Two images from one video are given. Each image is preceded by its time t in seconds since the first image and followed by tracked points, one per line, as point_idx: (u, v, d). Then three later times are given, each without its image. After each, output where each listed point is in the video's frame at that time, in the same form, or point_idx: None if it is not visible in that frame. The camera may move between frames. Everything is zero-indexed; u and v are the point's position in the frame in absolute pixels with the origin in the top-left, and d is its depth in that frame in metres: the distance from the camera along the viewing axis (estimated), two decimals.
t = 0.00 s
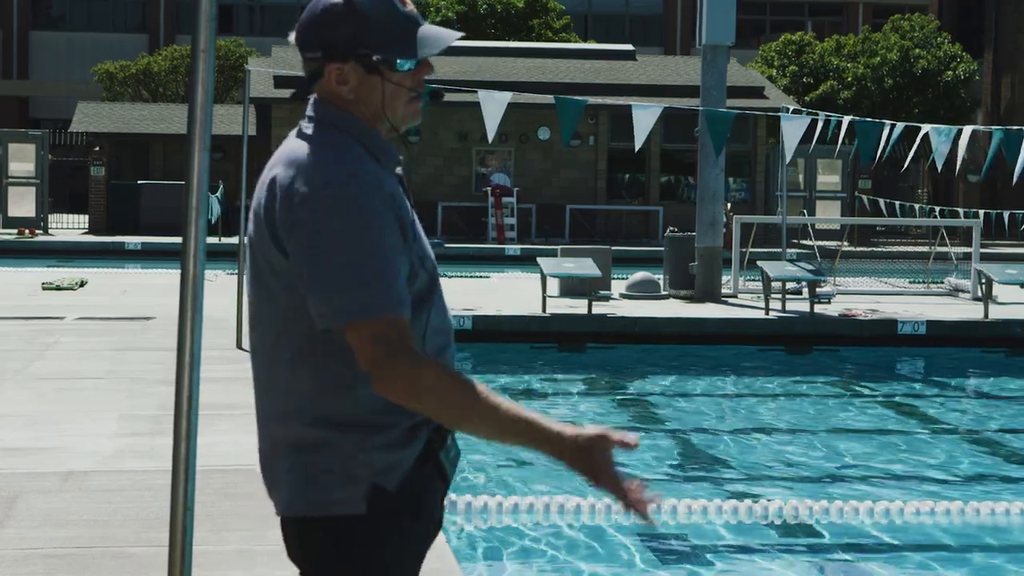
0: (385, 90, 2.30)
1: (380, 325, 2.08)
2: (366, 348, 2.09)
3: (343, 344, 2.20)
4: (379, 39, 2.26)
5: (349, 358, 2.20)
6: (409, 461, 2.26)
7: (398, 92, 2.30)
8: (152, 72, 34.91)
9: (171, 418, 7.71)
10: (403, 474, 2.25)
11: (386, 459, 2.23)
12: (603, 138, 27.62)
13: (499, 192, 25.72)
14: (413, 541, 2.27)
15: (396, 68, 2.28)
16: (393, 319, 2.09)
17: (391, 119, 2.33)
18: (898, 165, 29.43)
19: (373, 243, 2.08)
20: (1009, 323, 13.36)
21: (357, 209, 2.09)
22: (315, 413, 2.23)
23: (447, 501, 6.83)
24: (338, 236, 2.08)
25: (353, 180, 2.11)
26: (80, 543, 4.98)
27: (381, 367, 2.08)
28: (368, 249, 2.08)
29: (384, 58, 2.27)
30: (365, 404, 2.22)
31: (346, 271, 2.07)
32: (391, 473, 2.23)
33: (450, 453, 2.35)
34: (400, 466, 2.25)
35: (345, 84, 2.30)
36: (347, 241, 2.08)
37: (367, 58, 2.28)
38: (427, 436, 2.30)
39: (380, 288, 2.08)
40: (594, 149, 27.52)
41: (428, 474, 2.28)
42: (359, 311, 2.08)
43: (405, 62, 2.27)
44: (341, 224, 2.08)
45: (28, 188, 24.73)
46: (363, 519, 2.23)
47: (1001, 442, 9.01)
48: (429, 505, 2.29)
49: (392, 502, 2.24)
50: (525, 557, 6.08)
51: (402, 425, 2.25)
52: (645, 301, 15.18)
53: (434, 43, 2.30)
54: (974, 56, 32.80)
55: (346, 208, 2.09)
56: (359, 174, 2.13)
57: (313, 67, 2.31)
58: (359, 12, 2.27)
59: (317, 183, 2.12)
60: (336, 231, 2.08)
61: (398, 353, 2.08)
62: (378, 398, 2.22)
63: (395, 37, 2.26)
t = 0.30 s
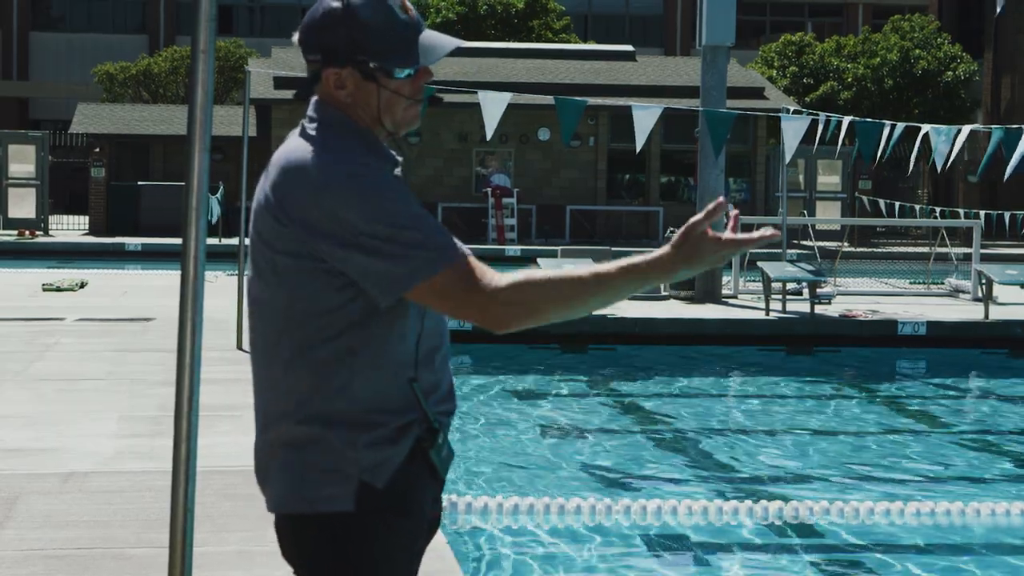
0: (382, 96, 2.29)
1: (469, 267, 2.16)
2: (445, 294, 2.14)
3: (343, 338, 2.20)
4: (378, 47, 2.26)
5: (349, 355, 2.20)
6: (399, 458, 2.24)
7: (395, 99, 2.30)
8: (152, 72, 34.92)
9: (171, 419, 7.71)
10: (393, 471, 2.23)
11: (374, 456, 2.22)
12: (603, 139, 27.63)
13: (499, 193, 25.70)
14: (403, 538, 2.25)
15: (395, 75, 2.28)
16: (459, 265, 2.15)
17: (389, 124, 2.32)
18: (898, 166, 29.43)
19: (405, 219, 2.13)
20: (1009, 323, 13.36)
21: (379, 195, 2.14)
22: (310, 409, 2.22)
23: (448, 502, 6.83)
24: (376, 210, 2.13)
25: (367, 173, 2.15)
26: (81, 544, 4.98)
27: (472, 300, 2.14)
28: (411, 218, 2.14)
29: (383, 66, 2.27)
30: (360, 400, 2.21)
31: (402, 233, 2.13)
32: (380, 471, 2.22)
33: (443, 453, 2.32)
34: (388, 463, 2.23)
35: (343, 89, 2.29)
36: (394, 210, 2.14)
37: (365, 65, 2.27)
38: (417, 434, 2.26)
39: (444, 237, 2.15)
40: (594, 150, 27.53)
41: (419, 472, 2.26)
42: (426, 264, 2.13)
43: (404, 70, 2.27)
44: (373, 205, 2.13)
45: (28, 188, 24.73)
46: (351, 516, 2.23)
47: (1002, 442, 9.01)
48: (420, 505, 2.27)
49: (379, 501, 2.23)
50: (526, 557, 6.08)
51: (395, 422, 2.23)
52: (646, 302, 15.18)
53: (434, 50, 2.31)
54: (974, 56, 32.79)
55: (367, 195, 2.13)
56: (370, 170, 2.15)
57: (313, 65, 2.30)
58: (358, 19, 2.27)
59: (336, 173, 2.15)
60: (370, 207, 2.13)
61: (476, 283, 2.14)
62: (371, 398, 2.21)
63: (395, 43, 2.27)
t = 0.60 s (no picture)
0: (377, 98, 2.29)
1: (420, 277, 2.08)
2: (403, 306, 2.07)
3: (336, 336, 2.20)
4: (379, 46, 2.27)
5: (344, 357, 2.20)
6: (394, 456, 2.25)
7: (390, 101, 2.30)
8: (152, 73, 34.91)
9: (170, 419, 7.72)
10: (387, 471, 2.24)
11: (368, 455, 2.23)
12: (603, 138, 27.63)
13: (499, 193, 25.71)
14: (397, 537, 2.27)
15: (391, 76, 2.28)
16: (428, 278, 2.09)
17: (385, 126, 2.31)
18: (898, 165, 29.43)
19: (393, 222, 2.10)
20: (1009, 323, 13.36)
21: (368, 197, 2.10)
22: (305, 408, 2.23)
23: (448, 502, 6.83)
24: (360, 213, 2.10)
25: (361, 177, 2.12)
26: (80, 544, 4.98)
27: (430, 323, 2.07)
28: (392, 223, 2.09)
29: (379, 66, 2.27)
30: (352, 400, 2.22)
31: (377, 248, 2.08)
32: (375, 470, 2.23)
33: (439, 452, 2.34)
34: (384, 462, 2.24)
35: (341, 86, 2.30)
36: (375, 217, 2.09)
37: (361, 64, 2.28)
38: (412, 434, 2.28)
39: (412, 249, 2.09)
40: (594, 150, 27.53)
41: (412, 470, 2.28)
42: (392, 275, 2.07)
43: (404, 72, 2.27)
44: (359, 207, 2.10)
45: (28, 189, 24.74)
46: (345, 514, 2.23)
47: (1002, 442, 9.01)
48: (415, 505, 2.29)
49: (373, 500, 2.24)
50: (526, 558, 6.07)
51: (390, 420, 2.25)
52: (646, 302, 15.18)
53: (430, 52, 2.29)
54: (974, 57, 32.79)
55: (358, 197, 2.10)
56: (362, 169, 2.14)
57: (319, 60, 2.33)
58: (358, 17, 2.28)
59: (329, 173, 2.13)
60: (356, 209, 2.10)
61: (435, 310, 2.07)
62: (367, 396, 2.23)
63: (394, 44, 2.27)
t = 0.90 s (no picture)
0: (381, 103, 2.37)
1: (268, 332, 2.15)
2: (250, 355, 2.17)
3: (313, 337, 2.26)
4: (393, 50, 2.32)
5: (318, 359, 2.26)
6: (387, 456, 2.30)
7: (395, 108, 2.37)
8: (152, 73, 34.90)
9: (170, 419, 7.72)
10: (381, 468, 2.29)
11: (358, 455, 2.28)
12: (603, 138, 27.65)
13: (499, 193, 25.74)
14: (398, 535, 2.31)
15: (397, 84, 2.34)
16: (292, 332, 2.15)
17: (391, 131, 2.39)
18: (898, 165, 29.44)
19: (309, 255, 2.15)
20: (1008, 323, 13.36)
21: (303, 221, 2.16)
22: (296, 408, 2.29)
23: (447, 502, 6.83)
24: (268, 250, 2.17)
25: (317, 192, 2.17)
26: (79, 544, 4.99)
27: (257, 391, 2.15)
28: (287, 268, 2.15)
29: (386, 74, 2.34)
30: (338, 398, 2.27)
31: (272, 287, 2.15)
32: (365, 469, 2.28)
33: (435, 455, 2.36)
34: (377, 461, 2.29)
35: (353, 86, 2.39)
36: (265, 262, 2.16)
37: (372, 66, 2.35)
38: (406, 434, 2.32)
39: (282, 304, 2.14)
40: (594, 150, 27.54)
41: (408, 474, 2.31)
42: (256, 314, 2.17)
43: (417, 80, 2.35)
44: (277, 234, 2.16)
45: (27, 188, 24.75)
46: (336, 513, 2.29)
47: (1001, 442, 9.02)
48: (412, 508, 2.32)
49: (367, 500, 2.28)
50: (525, 558, 6.08)
51: (379, 418, 2.30)
52: (646, 302, 15.19)
53: (441, 65, 2.36)
54: (974, 56, 32.80)
55: (298, 216, 2.16)
56: (330, 176, 2.19)
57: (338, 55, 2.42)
58: (377, 20, 2.33)
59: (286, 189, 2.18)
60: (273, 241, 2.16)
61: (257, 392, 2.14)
62: (356, 395, 2.28)
63: (409, 50, 2.32)
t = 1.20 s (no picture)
0: (371, 110, 2.39)
1: (210, 307, 2.21)
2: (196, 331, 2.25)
3: (280, 330, 2.32)
4: (386, 55, 2.34)
5: (283, 349, 2.32)
6: (355, 454, 2.32)
7: (386, 115, 2.38)
8: (152, 75, 34.87)
9: (170, 421, 7.72)
10: (346, 467, 2.31)
11: (326, 452, 2.31)
12: (603, 139, 27.64)
13: (499, 194, 25.72)
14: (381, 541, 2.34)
15: (389, 93, 2.36)
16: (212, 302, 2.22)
17: (382, 139, 2.39)
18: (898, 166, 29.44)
19: (257, 242, 2.22)
20: (1008, 324, 13.37)
21: (254, 212, 2.22)
22: (271, 399, 2.37)
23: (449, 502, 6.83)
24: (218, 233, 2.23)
25: (273, 182, 2.23)
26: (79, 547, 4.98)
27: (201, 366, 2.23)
28: (231, 252, 2.21)
29: (378, 81, 2.35)
30: (301, 392, 2.32)
31: (211, 261, 2.22)
32: (328, 468, 2.31)
33: (411, 459, 2.35)
34: (345, 458, 2.31)
35: (348, 89, 2.41)
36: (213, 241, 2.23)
37: (364, 73, 2.37)
38: (376, 436, 2.33)
39: (223, 283, 2.21)
40: (594, 151, 27.54)
41: (381, 477, 2.33)
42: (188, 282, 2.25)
43: (409, 89, 2.36)
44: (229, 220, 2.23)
45: (27, 190, 24.74)
46: (304, 509, 2.33)
47: (1001, 443, 9.02)
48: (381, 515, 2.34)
49: (330, 497, 2.31)
50: (525, 558, 6.07)
51: (342, 415, 2.32)
52: (645, 303, 15.18)
53: (435, 74, 2.36)
54: (973, 58, 32.80)
55: (250, 205, 2.22)
56: (289, 167, 2.25)
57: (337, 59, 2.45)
58: (370, 28, 2.35)
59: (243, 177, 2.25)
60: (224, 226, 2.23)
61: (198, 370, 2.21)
62: (320, 388, 2.32)
63: (402, 58, 2.34)
